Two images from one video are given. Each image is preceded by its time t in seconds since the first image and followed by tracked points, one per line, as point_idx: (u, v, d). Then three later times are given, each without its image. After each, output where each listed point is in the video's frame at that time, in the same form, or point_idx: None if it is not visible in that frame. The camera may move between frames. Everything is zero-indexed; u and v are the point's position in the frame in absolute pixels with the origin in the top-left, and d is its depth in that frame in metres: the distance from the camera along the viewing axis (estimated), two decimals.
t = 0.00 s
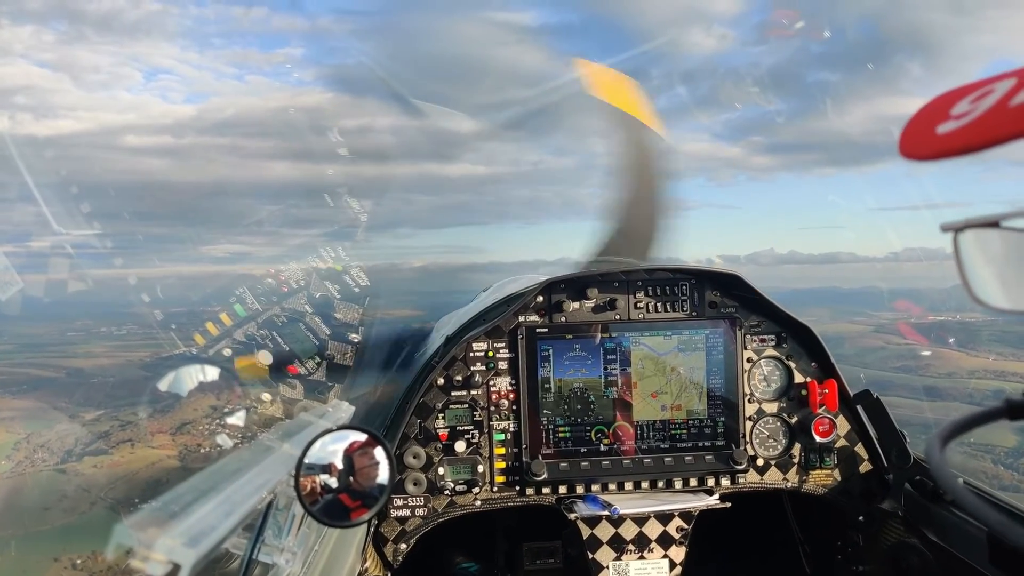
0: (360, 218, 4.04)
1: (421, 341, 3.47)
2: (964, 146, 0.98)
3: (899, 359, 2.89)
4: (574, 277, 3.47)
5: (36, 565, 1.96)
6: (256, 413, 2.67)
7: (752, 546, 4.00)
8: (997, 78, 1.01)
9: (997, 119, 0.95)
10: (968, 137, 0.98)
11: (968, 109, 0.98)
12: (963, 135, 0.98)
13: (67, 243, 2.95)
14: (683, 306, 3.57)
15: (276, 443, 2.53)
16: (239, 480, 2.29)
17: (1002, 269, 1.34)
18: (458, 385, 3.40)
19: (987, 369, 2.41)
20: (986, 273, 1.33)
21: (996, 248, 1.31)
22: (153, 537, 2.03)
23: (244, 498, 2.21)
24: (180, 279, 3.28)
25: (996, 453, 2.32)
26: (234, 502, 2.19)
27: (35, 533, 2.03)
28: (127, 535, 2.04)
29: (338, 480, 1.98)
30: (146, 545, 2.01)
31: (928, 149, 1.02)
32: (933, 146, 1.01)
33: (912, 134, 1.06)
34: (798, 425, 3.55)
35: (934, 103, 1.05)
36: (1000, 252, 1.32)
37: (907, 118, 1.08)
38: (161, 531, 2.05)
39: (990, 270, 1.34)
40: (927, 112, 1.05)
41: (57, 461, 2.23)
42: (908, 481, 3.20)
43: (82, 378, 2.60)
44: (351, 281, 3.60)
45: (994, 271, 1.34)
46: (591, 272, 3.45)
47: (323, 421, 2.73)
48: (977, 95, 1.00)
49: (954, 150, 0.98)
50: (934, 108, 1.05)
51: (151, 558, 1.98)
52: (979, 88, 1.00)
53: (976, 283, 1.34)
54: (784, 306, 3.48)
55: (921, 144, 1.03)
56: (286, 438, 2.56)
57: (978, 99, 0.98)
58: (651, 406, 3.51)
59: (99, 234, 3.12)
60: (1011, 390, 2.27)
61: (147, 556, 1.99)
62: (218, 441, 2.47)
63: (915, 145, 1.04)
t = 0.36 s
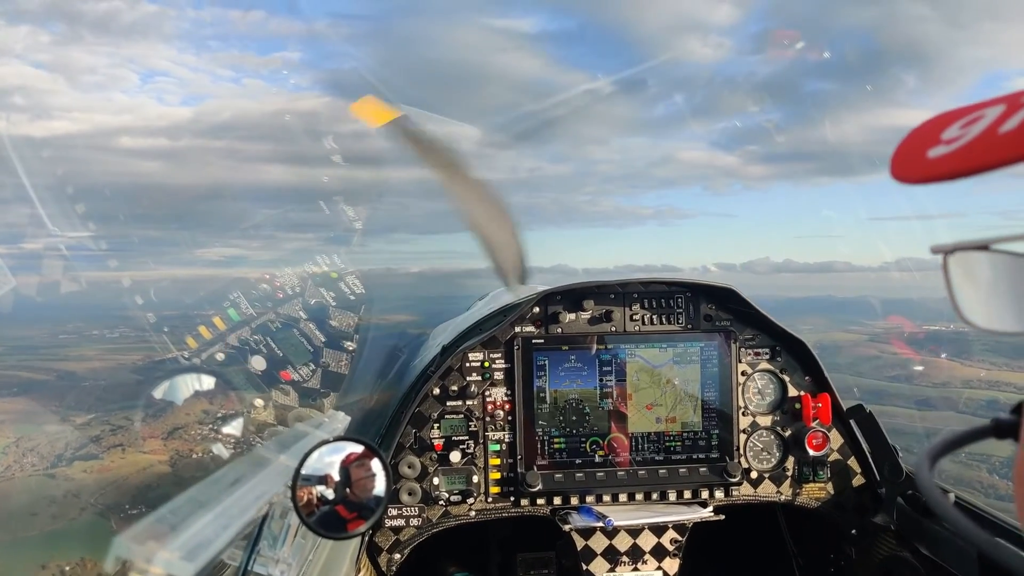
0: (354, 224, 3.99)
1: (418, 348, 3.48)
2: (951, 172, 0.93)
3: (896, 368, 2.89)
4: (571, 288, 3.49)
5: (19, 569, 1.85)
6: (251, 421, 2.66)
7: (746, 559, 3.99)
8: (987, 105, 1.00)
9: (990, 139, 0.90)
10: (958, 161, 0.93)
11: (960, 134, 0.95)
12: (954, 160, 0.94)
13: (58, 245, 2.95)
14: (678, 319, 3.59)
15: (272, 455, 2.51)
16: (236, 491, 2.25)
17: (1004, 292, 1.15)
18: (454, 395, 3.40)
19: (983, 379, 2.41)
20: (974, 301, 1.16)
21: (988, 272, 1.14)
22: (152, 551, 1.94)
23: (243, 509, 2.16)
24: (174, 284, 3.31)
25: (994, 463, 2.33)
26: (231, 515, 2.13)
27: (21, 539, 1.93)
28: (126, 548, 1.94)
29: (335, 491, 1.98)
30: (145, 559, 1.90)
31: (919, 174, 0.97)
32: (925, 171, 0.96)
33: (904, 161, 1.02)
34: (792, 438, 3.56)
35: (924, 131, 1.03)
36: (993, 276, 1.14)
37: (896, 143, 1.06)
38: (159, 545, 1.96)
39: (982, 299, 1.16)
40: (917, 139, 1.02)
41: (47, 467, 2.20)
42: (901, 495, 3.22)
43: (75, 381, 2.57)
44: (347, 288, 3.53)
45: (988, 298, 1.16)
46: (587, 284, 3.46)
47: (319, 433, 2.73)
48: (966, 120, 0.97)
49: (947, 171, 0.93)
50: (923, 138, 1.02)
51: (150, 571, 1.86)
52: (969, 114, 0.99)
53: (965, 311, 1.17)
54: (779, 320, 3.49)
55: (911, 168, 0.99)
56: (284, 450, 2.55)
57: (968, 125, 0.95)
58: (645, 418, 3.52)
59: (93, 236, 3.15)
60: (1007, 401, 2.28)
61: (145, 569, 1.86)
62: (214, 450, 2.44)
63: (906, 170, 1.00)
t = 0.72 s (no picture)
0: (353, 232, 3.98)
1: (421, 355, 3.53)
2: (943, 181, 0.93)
3: (902, 365, 2.88)
4: (570, 293, 3.50)
5: None
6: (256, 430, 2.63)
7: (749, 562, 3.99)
8: (976, 113, 1.00)
9: (979, 151, 0.90)
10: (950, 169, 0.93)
11: (948, 142, 0.95)
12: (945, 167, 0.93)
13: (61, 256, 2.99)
14: (678, 323, 3.59)
15: (277, 465, 2.50)
16: (242, 502, 2.25)
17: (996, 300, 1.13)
18: (456, 401, 3.41)
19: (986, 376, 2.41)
20: (963, 306, 1.15)
21: (979, 279, 1.14)
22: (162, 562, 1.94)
23: (249, 520, 2.17)
24: (174, 293, 3.30)
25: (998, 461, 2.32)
26: (240, 524, 2.14)
27: (24, 550, 1.99)
28: (134, 559, 1.96)
29: (339, 500, 1.98)
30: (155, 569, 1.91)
31: (905, 181, 0.97)
32: (912, 179, 0.96)
33: (892, 167, 1.02)
34: (793, 440, 3.56)
35: (913, 138, 1.03)
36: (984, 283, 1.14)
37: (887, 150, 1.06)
38: (169, 557, 1.96)
39: (971, 305, 1.15)
40: (905, 146, 1.03)
41: (49, 477, 2.20)
42: (902, 496, 3.23)
43: (77, 391, 2.56)
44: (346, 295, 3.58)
45: (978, 305, 1.14)
46: (587, 289, 3.47)
47: (323, 441, 2.73)
48: (954, 129, 0.98)
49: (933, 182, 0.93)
50: (912, 144, 1.03)
51: None
52: (958, 122, 0.99)
53: (954, 314, 1.17)
54: (777, 322, 3.50)
55: (898, 175, 0.99)
56: (289, 460, 2.55)
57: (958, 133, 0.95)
58: (647, 421, 3.52)
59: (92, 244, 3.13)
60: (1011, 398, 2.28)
61: None
62: (220, 459, 2.43)
63: (893, 176, 1.00)
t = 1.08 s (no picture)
0: (352, 232, 4.04)
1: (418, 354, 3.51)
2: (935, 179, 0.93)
3: (903, 366, 2.87)
4: (569, 292, 3.50)
5: None
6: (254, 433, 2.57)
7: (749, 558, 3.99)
8: (971, 110, 1.01)
9: (974, 148, 0.91)
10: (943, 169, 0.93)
11: (944, 140, 0.96)
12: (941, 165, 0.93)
13: (59, 263, 2.96)
14: (677, 320, 3.60)
15: (276, 465, 2.53)
16: (243, 502, 2.26)
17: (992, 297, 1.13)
18: (455, 400, 3.41)
19: (987, 375, 2.39)
20: (960, 303, 1.15)
21: (976, 277, 1.14)
22: (163, 562, 1.93)
23: (250, 520, 2.16)
24: (174, 298, 3.25)
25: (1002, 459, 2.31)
26: (240, 525, 2.13)
27: (23, 558, 2.00)
28: (137, 561, 1.93)
29: (339, 500, 1.98)
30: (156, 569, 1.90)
31: (903, 181, 0.97)
32: (910, 179, 0.96)
33: (889, 167, 1.02)
34: (792, 436, 3.56)
35: (909, 138, 1.04)
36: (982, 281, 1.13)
37: (882, 151, 1.06)
38: (169, 557, 1.95)
39: (968, 303, 1.15)
40: (901, 146, 1.03)
41: (50, 484, 2.22)
42: (901, 491, 3.22)
43: (78, 398, 2.57)
44: (344, 294, 3.48)
45: (975, 302, 1.14)
46: (586, 287, 3.47)
47: (323, 441, 2.75)
48: (950, 127, 0.98)
49: (930, 181, 0.93)
50: (908, 144, 1.03)
51: None
52: (953, 121, 1.00)
53: (952, 312, 1.17)
54: (775, 319, 3.50)
55: (896, 176, 1.00)
56: (289, 461, 2.57)
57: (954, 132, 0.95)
58: (646, 419, 3.52)
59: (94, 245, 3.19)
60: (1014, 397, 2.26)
61: None
62: (219, 462, 2.39)
63: (891, 176, 1.00)
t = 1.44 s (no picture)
0: (353, 228, 4.01)
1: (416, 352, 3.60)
2: (932, 176, 0.92)
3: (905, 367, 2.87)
4: (570, 288, 3.49)
5: None
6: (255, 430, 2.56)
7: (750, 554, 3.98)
8: (968, 106, 1.01)
9: (972, 144, 0.90)
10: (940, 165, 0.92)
11: (941, 136, 0.96)
12: (939, 161, 0.92)
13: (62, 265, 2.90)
14: (677, 316, 3.60)
15: (279, 460, 2.47)
16: (245, 495, 2.22)
17: (989, 293, 1.12)
18: (456, 395, 3.42)
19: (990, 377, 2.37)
20: (959, 300, 1.13)
21: (973, 273, 1.11)
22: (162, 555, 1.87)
23: (251, 515, 2.13)
24: (173, 301, 3.05)
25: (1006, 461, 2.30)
26: (241, 520, 2.09)
27: (26, 561, 2.05)
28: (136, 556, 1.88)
29: (340, 494, 1.98)
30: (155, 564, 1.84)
31: (900, 178, 0.96)
32: (907, 176, 0.95)
33: (885, 164, 1.02)
34: (792, 432, 3.56)
35: (904, 134, 1.03)
36: (979, 277, 1.11)
37: (879, 146, 1.06)
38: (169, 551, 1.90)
39: (968, 299, 1.13)
40: (897, 143, 1.03)
41: (52, 486, 2.23)
42: (901, 488, 3.22)
43: (78, 401, 2.54)
44: (346, 290, 3.44)
45: (975, 297, 1.13)
46: (587, 283, 3.46)
47: (325, 436, 2.70)
48: (947, 123, 0.98)
49: (928, 176, 0.92)
50: (904, 140, 1.03)
51: None
52: (950, 117, 1.00)
53: (951, 310, 1.15)
54: (776, 315, 3.50)
55: (892, 172, 0.99)
56: (290, 454, 2.52)
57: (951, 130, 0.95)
58: (646, 414, 3.53)
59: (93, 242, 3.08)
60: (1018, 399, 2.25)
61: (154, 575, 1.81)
62: (222, 458, 2.39)
63: (887, 173, 0.99)
